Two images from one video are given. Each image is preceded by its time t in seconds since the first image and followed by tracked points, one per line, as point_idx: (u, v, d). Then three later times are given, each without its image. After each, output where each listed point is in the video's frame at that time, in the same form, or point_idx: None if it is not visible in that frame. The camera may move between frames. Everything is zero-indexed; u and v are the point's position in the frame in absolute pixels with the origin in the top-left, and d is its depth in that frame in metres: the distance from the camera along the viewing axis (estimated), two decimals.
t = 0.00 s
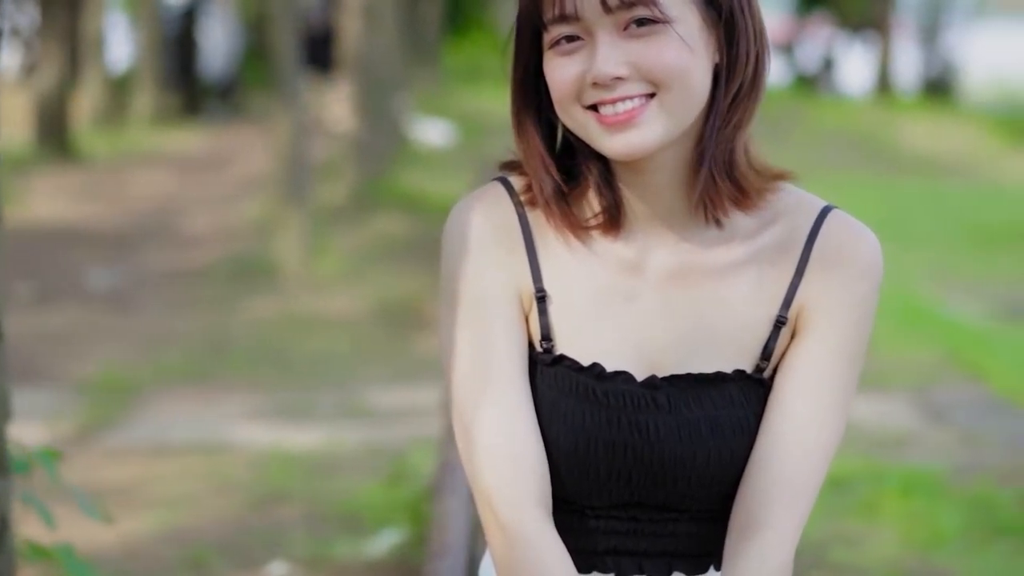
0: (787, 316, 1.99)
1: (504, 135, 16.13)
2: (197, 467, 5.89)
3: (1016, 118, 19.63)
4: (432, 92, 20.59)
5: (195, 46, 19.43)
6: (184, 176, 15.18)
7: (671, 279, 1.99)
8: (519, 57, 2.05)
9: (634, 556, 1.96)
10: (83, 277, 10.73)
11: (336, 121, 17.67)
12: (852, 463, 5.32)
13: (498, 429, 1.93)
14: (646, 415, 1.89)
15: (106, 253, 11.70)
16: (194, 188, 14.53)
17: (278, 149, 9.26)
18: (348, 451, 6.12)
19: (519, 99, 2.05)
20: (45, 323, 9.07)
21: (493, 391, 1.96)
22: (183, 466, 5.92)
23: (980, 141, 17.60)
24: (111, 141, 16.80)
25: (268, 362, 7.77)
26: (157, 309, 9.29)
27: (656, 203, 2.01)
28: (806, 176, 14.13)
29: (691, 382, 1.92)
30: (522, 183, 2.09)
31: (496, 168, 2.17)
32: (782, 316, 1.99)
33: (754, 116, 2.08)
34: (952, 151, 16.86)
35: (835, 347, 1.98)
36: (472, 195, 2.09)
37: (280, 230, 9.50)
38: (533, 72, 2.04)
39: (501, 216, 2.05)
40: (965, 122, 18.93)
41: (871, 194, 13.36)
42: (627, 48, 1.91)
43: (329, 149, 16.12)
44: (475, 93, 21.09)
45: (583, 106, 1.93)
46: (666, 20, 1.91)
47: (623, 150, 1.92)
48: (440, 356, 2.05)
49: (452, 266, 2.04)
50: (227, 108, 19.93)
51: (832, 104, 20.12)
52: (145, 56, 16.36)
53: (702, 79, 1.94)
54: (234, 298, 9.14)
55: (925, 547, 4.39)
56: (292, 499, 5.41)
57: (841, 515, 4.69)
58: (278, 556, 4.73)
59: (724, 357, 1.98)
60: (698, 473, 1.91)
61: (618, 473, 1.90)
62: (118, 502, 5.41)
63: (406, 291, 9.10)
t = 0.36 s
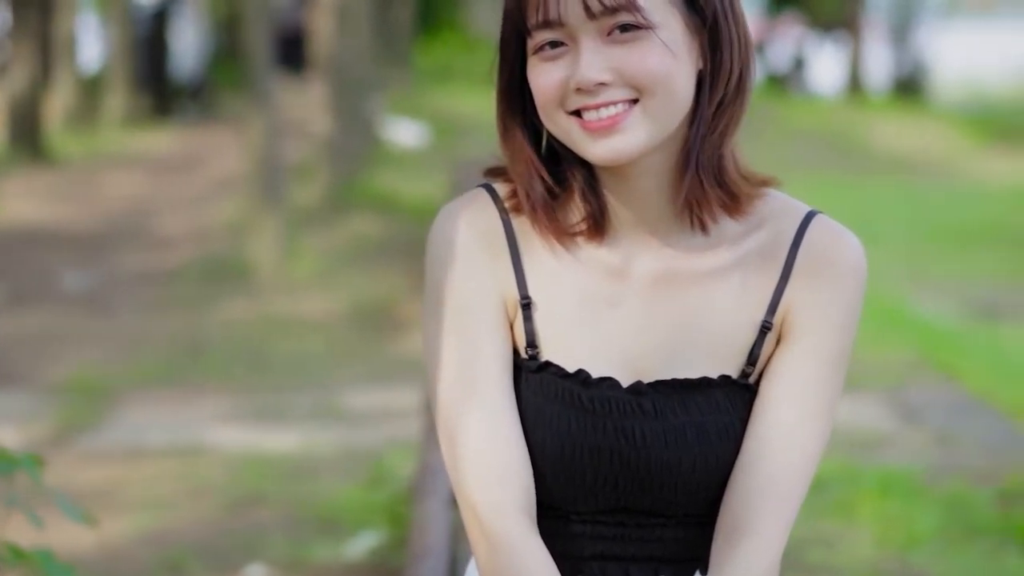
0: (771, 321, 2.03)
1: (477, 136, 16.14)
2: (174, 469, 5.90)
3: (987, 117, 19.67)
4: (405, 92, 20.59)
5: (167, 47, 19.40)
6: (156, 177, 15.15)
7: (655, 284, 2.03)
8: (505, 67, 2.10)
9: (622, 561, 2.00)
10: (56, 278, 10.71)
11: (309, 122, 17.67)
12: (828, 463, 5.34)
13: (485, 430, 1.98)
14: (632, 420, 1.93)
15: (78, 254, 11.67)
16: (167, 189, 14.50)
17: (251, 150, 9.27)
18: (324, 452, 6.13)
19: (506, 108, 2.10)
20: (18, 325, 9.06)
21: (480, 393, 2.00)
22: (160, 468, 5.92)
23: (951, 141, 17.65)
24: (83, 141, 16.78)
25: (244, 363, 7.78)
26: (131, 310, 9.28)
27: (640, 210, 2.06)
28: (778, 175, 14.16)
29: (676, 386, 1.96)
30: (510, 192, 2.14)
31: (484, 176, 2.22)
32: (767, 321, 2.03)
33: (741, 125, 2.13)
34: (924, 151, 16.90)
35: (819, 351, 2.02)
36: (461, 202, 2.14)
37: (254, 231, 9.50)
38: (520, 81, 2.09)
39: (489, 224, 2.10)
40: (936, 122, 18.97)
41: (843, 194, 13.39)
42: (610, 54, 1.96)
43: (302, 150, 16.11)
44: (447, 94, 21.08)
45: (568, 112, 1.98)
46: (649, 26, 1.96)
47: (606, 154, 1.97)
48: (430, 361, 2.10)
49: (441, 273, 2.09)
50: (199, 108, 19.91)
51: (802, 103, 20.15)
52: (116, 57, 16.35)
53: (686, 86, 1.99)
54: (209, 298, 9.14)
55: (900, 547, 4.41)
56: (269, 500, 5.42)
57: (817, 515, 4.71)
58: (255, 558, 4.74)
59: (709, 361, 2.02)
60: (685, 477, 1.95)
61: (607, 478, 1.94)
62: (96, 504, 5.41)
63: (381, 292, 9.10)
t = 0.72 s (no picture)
0: (759, 320, 2.04)
1: (448, 135, 16.13)
2: (150, 470, 5.87)
3: (956, 117, 19.73)
4: (375, 92, 20.57)
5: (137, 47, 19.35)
6: (128, 177, 15.09)
7: (642, 283, 2.04)
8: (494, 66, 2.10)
9: (608, 561, 2.00)
10: (27, 278, 10.66)
11: (280, 121, 17.64)
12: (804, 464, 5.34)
13: (472, 430, 1.98)
14: (619, 420, 1.93)
15: (50, 255, 11.61)
16: (138, 189, 14.45)
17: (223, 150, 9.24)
18: (298, 453, 6.12)
19: (493, 106, 2.10)
20: None
21: (466, 392, 2.01)
22: (135, 468, 5.89)
23: (921, 141, 17.71)
24: (54, 141, 16.72)
25: (218, 363, 7.76)
26: (104, 310, 9.25)
27: (628, 210, 2.07)
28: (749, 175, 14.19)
29: (663, 386, 1.96)
30: (496, 191, 2.15)
31: (471, 176, 2.22)
32: (754, 320, 2.04)
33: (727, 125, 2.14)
34: (893, 150, 16.95)
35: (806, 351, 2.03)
36: (445, 202, 2.15)
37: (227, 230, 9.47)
38: (508, 80, 2.09)
39: (474, 222, 2.11)
40: (905, 122, 19.02)
41: (816, 194, 13.42)
42: (598, 53, 1.97)
43: (274, 150, 16.08)
44: (418, 93, 21.07)
45: (556, 110, 1.99)
46: (638, 25, 1.97)
47: (594, 154, 1.98)
48: (415, 360, 2.10)
49: (427, 272, 2.09)
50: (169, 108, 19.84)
51: (773, 104, 20.19)
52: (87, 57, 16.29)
53: (674, 86, 2.00)
54: (182, 298, 9.11)
55: (877, 546, 4.42)
56: (247, 501, 5.40)
57: (793, 515, 4.71)
58: (233, 559, 4.72)
59: (694, 361, 2.02)
60: (673, 477, 1.96)
61: (594, 479, 1.94)
62: (72, 504, 5.38)
63: (354, 291, 9.09)
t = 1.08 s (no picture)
0: (752, 323, 2.03)
1: (435, 136, 16.12)
2: (138, 471, 5.86)
3: (942, 117, 19.78)
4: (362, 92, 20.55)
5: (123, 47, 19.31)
6: (115, 177, 15.07)
7: (635, 285, 2.03)
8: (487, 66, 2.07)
9: (601, 564, 1.99)
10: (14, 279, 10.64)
11: (266, 122, 17.62)
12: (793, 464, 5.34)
13: (466, 431, 1.97)
14: (613, 423, 1.92)
15: (37, 255, 11.59)
16: (125, 189, 14.43)
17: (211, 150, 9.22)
18: (287, 454, 6.10)
19: (486, 106, 2.08)
20: None
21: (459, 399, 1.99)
22: (123, 470, 5.88)
23: (907, 140, 17.74)
24: (41, 141, 16.68)
25: (206, 364, 7.74)
26: (92, 311, 9.23)
27: (620, 213, 2.06)
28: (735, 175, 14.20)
29: (658, 389, 1.95)
30: (487, 196, 2.13)
31: (462, 177, 2.21)
32: (748, 323, 2.03)
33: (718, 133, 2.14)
34: (879, 150, 16.97)
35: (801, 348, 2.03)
36: (437, 206, 2.13)
37: (215, 231, 9.46)
38: (501, 81, 2.07)
39: (467, 225, 2.09)
40: (891, 121, 19.04)
41: (802, 193, 13.44)
42: (588, 57, 1.95)
43: (261, 150, 16.06)
44: (405, 94, 21.06)
45: (547, 114, 1.97)
46: (628, 29, 1.95)
47: (585, 158, 1.96)
48: (408, 367, 2.08)
49: (420, 277, 2.08)
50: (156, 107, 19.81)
51: (759, 104, 20.22)
52: (74, 57, 16.25)
53: (665, 90, 1.98)
54: (170, 298, 9.09)
55: (866, 547, 4.42)
56: (236, 501, 5.39)
57: (783, 516, 4.71)
58: (223, 560, 4.71)
59: (688, 365, 2.01)
60: (666, 480, 1.95)
61: (586, 480, 1.93)
62: (60, 505, 5.36)
63: (341, 292, 9.07)
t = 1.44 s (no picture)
0: (737, 340, 2.04)
1: (426, 137, 16.11)
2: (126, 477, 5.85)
3: (931, 117, 19.82)
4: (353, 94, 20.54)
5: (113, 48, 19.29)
6: (105, 179, 15.05)
7: (623, 301, 2.04)
8: (470, 79, 2.08)
9: None
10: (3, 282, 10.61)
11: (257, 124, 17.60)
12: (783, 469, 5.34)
13: (448, 444, 1.97)
14: (599, 441, 1.92)
15: (27, 258, 11.56)
16: (116, 191, 14.40)
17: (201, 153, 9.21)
18: (278, 460, 6.10)
19: (470, 118, 2.09)
20: None
21: (445, 416, 1.99)
22: (112, 476, 5.87)
23: (897, 140, 17.77)
24: (31, 143, 16.66)
25: (196, 369, 7.73)
26: (83, 314, 9.22)
27: (603, 231, 2.07)
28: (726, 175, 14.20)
29: (646, 406, 1.95)
30: (475, 209, 2.13)
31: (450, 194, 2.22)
32: (734, 340, 2.04)
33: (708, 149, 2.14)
34: (869, 150, 16.97)
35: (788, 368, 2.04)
36: (428, 219, 2.13)
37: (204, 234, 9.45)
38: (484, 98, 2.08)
39: (456, 240, 2.09)
40: (881, 122, 19.05)
41: (792, 194, 13.45)
42: (562, 74, 1.95)
43: (251, 153, 16.04)
44: (396, 95, 21.05)
45: (522, 129, 1.97)
46: (603, 48, 1.96)
47: (556, 174, 1.96)
48: (396, 378, 2.08)
49: (406, 289, 2.07)
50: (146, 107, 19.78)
51: (750, 103, 20.23)
52: (64, 59, 16.24)
53: (640, 112, 1.99)
54: (159, 302, 9.09)
55: (856, 553, 4.42)
56: (226, 508, 5.39)
57: (770, 523, 4.71)
58: (211, 569, 4.70)
59: (674, 382, 2.02)
60: (654, 497, 1.95)
61: (574, 500, 1.93)
62: (51, 513, 5.35)
63: (332, 294, 9.07)
